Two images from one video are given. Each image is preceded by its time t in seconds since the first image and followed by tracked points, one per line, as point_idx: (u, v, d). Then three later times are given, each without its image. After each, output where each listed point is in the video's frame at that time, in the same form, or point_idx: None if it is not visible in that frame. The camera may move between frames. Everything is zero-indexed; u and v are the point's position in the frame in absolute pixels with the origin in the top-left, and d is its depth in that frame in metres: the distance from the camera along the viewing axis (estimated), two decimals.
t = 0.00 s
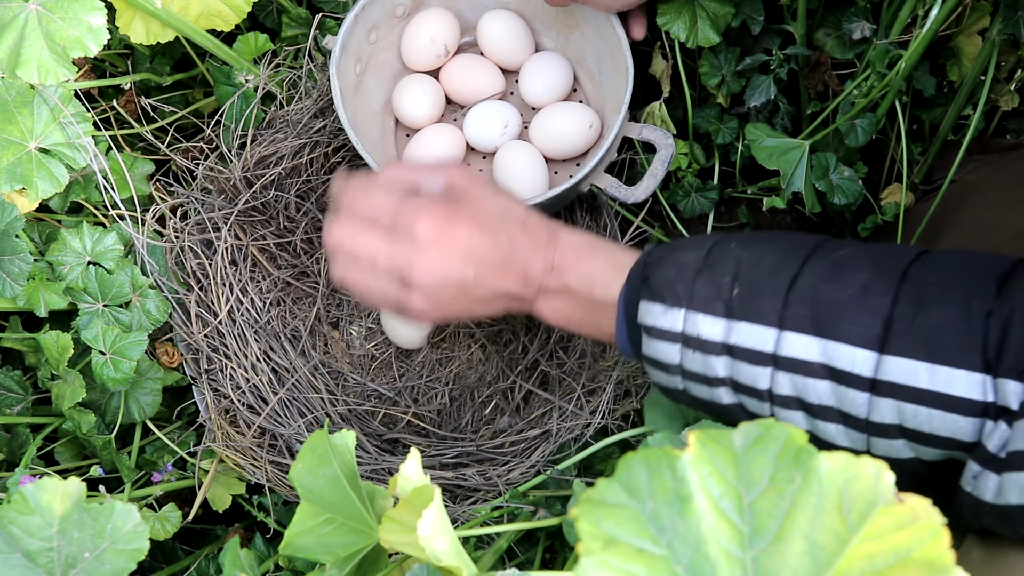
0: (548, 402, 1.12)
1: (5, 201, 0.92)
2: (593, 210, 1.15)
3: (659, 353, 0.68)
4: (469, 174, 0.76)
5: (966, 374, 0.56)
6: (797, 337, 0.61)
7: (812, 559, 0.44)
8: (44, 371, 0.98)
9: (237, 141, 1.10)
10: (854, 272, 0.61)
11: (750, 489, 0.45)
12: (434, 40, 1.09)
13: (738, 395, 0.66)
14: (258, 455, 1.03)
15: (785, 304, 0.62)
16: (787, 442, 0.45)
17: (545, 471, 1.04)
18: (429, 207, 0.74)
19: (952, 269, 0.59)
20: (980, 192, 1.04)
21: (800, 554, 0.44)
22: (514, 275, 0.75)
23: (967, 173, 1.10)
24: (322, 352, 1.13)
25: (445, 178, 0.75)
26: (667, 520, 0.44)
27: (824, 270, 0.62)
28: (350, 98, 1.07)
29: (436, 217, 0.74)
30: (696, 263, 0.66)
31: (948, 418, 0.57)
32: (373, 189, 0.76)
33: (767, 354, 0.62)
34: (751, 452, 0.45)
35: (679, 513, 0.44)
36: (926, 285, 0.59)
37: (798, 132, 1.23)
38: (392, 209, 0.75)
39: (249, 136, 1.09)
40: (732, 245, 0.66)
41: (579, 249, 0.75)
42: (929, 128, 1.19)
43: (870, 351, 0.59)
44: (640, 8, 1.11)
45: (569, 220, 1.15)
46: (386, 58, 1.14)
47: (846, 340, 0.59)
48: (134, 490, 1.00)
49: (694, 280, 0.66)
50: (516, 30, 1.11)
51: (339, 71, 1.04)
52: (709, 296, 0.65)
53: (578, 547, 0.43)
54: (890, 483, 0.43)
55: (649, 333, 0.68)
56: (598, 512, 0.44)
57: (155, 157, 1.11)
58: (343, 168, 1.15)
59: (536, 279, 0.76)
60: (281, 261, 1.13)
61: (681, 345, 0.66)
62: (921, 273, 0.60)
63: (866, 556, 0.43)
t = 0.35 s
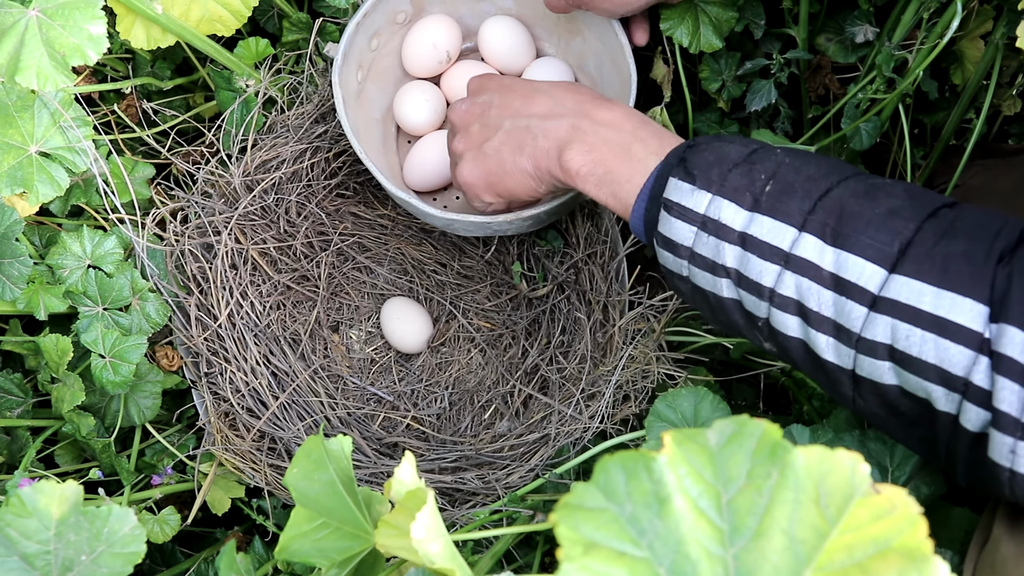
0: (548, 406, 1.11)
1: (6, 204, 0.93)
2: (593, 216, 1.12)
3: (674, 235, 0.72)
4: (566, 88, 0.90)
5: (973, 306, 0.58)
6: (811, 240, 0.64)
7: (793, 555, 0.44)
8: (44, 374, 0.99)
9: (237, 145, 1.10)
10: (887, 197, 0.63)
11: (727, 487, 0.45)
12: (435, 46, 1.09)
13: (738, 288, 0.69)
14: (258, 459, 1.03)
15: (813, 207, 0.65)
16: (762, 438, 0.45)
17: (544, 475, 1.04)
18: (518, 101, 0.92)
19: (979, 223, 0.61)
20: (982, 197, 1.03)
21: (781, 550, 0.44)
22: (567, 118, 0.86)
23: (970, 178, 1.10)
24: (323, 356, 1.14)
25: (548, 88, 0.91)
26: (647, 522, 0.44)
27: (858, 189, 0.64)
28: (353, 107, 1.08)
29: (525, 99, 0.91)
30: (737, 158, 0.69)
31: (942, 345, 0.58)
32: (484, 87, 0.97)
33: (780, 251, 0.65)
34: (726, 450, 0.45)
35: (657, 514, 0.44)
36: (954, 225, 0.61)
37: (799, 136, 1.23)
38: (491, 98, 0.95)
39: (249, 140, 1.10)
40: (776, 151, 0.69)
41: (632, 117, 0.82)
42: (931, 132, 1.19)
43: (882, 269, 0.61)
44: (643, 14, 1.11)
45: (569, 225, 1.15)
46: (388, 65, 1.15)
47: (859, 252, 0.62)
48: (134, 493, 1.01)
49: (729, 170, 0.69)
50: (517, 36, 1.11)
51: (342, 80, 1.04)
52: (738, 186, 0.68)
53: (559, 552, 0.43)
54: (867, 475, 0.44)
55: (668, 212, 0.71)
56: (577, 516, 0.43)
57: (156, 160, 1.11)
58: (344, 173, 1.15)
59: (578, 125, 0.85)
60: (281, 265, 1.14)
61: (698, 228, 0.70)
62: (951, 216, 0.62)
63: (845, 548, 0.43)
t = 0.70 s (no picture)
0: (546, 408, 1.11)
1: (4, 204, 0.92)
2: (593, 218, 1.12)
3: (679, 261, 0.71)
4: (578, 117, 0.90)
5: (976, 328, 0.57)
6: (814, 264, 0.64)
7: (785, 556, 0.43)
8: (42, 374, 0.98)
9: (236, 145, 1.10)
10: (889, 220, 0.63)
11: (718, 489, 0.45)
12: (433, 49, 1.09)
13: (743, 314, 0.69)
14: (256, 460, 1.02)
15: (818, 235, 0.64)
16: (753, 439, 0.45)
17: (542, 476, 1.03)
18: (533, 125, 0.90)
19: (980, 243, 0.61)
20: (981, 199, 1.03)
21: (772, 552, 0.44)
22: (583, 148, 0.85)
23: (968, 180, 1.10)
24: (322, 357, 1.14)
25: (562, 116, 0.90)
26: (637, 526, 0.44)
27: (861, 212, 0.64)
28: (352, 108, 1.08)
29: (539, 123, 0.90)
30: (740, 183, 0.69)
31: (945, 368, 0.58)
32: (498, 103, 0.94)
33: (782, 275, 0.65)
34: (717, 451, 0.45)
35: (648, 517, 0.44)
36: (955, 246, 0.61)
37: (798, 138, 1.23)
38: (506, 117, 0.92)
39: (248, 141, 1.09)
40: (781, 177, 0.69)
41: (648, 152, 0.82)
42: (929, 134, 1.19)
43: (883, 292, 0.61)
44: (642, 16, 1.11)
45: (569, 228, 1.14)
46: (386, 67, 1.14)
47: (862, 275, 0.62)
48: (131, 494, 1.00)
49: (733, 197, 0.68)
50: (514, 38, 1.11)
51: (341, 81, 1.04)
52: (742, 213, 0.68)
53: (549, 560, 0.42)
54: (856, 472, 0.44)
55: (673, 239, 0.71)
56: (568, 522, 0.42)
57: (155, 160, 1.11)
58: (343, 174, 1.15)
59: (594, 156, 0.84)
60: (280, 265, 1.13)
61: (703, 254, 0.69)
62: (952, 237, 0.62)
63: (837, 547, 0.43)
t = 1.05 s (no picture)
0: (548, 412, 1.10)
1: (4, 208, 0.92)
2: (595, 222, 1.14)
3: (668, 400, 0.58)
4: (458, 225, 0.60)
5: None
6: (845, 381, 0.52)
7: (801, 566, 0.43)
8: (41, 379, 0.98)
9: (237, 149, 1.10)
10: (902, 305, 0.52)
11: (736, 498, 0.44)
12: (431, 59, 1.09)
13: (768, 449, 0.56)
14: (257, 464, 1.03)
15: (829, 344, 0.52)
16: (773, 450, 0.44)
17: (544, 481, 1.05)
18: (409, 268, 0.59)
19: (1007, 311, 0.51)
20: (982, 204, 1.04)
21: (789, 562, 0.43)
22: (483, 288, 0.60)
23: (968, 185, 1.10)
24: (322, 361, 1.12)
25: (440, 239, 0.60)
26: (655, 532, 0.43)
27: (864, 300, 0.53)
28: (353, 112, 1.07)
29: (411, 265, 0.60)
30: (716, 287, 0.56)
31: None
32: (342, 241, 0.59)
33: (809, 402, 0.53)
34: (736, 461, 0.45)
35: (666, 524, 0.44)
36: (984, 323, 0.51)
37: (799, 142, 1.24)
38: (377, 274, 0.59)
39: (249, 144, 1.09)
40: (757, 265, 0.56)
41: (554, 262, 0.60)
42: (929, 139, 1.19)
43: (932, 395, 0.50)
44: (644, 20, 1.11)
45: (572, 232, 1.15)
46: (387, 71, 1.14)
47: (904, 383, 0.51)
48: (132, 498, 1.00)
49: (717, 312, 0.55)
50: (508, 46, 1.11)
51: (343, 85, 1.04)
52: (736, 330, 0.54)
53: (566, 561, 0.42)
54: (876, 488, 0.44)
55: (658, 375, 0.57)
56: (585, 525, 0.43)
57: (155, 164, 1.11)
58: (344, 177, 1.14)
59: (491, 286, 0.60)
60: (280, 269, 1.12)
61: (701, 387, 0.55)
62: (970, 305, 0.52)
63: (854, 562, 0.43)
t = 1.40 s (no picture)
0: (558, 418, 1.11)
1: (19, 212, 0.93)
2: (605, 227, 1.15)
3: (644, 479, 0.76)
4: (494, 377, 0.99)
5: (922, 455, 0.58)
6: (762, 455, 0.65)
7: (816, 571, 0.44)
8: (54, 382, 0.99)
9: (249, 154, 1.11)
10: (799, 376, 0.66)
11: (750, 504, 0.45)
12: (442, 65, 1.10)
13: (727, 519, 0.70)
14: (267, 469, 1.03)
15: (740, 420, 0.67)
16: (786, 455, 0.45)
17: (555, 487, 1.04)
18: (463, 416, 0.99)
19: (886, 362, 0.62)
20: (991, 209, 1.04)
21: (804, 567, 0.44)
22: (513, 412, 0.96)
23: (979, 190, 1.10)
24: (333, 365, 1.15)
25: (479, 387, 0.99)
26: (671, 538, 0.44)
27: (771, 379, 0.67)
28: (365, 118, 1.08)
29: (467, 404, 0.99)
30: (662, 393, 0.73)
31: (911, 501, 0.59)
32: (415, 405, 1.00)
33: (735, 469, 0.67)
34: (750, 467, 0.45)
35: (682, 530, 0.44)
36: (867, 375, 0.63)
37: (809, 148, 1.24)
38: (439, 420, 0.99)
39: (261, 149, 1.10)
40: (693, 369, 0.73)
41: (564, 388, 0.93)
42: (938, 145, 1.19)
43: (826, 452, 0.62)
44: (654, 25, 1.11)
45: (581, 237, 1.16)
46: (398, 78, 1.15)
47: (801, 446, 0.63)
48: (142, 502, 1.00)
49: (660, 409, 0.73)
50: (519, 53, 1.12)
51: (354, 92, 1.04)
52: (670, 425, 0.71)
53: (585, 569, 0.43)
54: (889, 492, 0.44)
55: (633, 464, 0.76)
56: (602, 532, 0.43)
57: (167, 168, 1.11)
58: (355, 183, 1.16)
59: (521, 413, 0.96)
60: (292, 274, 1.13)
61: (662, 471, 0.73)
62: (866, 364, 0.64)
63: (869, 566, 0.44)
